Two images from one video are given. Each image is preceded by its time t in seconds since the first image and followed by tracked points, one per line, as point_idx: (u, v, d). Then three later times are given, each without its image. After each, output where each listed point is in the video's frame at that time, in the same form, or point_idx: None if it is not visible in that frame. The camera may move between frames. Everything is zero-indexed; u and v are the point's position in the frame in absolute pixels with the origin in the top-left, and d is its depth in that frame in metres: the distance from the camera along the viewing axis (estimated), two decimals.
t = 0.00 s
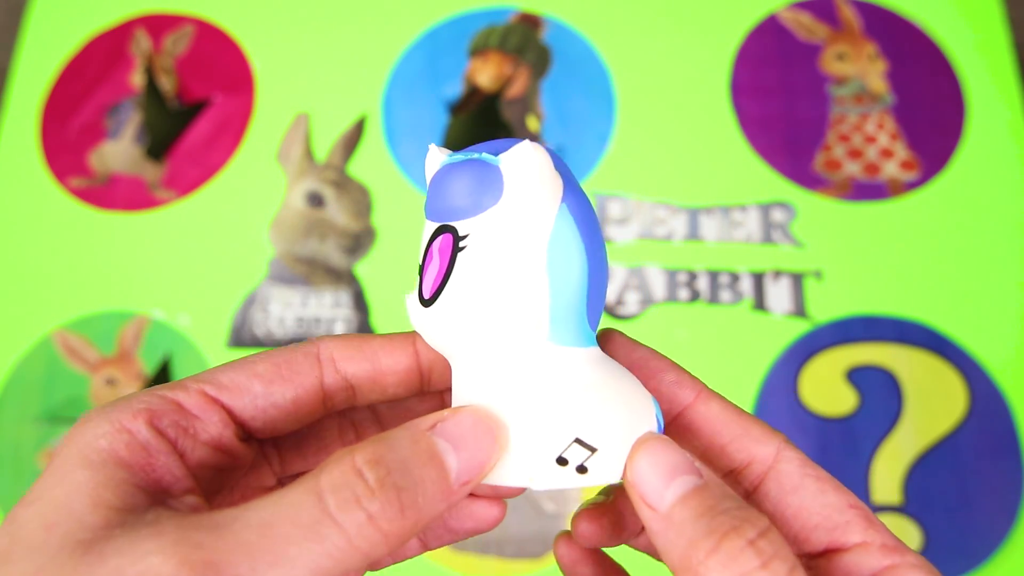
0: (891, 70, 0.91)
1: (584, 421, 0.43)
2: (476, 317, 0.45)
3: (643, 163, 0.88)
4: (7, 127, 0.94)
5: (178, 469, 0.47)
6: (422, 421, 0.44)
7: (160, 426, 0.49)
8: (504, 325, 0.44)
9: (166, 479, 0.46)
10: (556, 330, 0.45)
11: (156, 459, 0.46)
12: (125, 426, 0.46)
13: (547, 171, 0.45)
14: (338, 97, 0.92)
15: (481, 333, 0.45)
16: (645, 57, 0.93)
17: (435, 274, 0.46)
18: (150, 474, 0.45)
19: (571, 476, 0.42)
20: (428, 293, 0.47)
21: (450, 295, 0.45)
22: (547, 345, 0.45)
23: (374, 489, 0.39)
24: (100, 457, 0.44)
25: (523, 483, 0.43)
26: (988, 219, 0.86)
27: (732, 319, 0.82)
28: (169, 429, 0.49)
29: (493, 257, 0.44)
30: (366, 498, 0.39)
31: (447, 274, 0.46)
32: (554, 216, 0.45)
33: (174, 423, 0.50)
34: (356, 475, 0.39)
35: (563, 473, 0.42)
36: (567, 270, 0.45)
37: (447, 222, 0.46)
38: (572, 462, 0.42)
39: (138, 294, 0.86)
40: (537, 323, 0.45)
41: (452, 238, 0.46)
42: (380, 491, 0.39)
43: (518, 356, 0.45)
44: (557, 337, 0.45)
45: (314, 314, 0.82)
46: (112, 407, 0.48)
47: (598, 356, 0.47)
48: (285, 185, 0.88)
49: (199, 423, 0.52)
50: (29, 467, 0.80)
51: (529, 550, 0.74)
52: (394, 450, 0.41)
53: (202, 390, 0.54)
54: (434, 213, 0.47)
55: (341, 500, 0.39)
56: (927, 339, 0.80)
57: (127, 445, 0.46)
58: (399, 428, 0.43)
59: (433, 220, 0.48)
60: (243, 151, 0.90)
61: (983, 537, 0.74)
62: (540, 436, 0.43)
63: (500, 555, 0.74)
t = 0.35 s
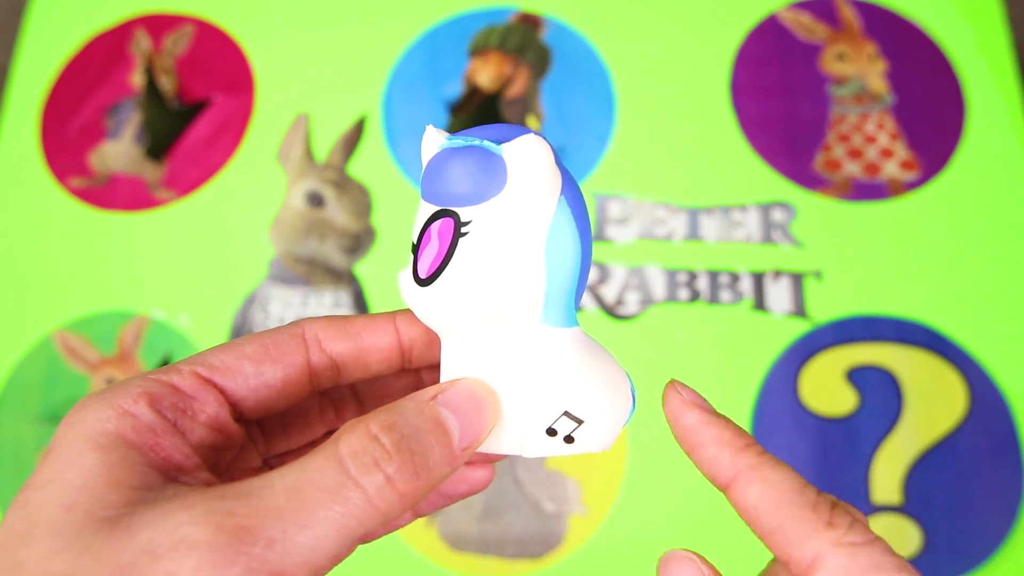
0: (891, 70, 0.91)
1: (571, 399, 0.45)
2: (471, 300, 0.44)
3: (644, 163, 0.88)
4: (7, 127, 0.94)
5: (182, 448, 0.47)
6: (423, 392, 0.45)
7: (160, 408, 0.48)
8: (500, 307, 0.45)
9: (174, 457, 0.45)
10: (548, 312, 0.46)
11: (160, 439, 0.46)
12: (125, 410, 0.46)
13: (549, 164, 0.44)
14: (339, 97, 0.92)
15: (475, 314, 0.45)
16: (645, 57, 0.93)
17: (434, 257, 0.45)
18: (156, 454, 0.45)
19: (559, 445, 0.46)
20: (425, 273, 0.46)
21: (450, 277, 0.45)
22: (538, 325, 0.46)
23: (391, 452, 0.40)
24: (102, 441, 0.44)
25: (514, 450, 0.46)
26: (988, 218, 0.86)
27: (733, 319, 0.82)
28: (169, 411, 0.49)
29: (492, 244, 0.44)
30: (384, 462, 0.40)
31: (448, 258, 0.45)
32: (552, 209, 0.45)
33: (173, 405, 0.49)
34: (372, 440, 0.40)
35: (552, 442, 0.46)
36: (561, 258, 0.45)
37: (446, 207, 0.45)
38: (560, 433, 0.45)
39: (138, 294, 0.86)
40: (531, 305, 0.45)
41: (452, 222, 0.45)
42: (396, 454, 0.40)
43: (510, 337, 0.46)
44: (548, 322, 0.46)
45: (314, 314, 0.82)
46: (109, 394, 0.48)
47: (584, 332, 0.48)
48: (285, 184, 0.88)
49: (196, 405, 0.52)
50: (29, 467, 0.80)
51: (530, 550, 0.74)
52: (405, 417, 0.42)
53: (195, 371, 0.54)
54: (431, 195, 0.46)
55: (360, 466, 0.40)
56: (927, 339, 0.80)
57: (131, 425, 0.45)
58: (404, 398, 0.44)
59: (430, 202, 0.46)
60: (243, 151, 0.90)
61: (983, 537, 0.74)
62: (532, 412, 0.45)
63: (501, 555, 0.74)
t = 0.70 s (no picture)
0: (891, 70, 0.91)
1: (581, 390, 0.45)
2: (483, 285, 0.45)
3: (644, 162, 0.88)
4: (7, 128, 0.94)
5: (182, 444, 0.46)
6: (426, 384, 0.45)
7: (162, 404, 0.48)
8: (509, 294, 0.45)
9: (174, 453, 0.46)
10: (559, 300, 0.47)
11: (161, 435, 0.46)
12: (126, 404, 0.46)
13: (563, 151, 0.45)
14: (339, 97, 0.92)
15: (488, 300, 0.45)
16: (645, 57, 0.93)
17: (445, 242, 0.46)
18: (156, 449, 0.45)
19: (569, 439, 0.45)
20: (435, 260, 0.47)
21: (460, 260, 0.45)
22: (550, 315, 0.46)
23: (391, 445, 0.40)
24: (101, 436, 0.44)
25: (521, 444, 0.45)
26: (988, 218, 0.86)
27: (732, 319, 0.82)
28: (171, 406, 0.49)
29: (504, 229, 0.44)
30: (383, 454, 0.40)
31: (459, 241, 0.45)
32: (565, 193, 0.46)
33: (176, 401, 0.50)
34: (371, 433, 0.40)
35: (562, 436, 0.45)
36: (575, 245, 0.46)
37: (459, 192, 0.46)
38: (569, 426, 0.45)
39: (138, 294, 0.86)
40: (543, 293, 0.46)
41: (465, 207, 0.46)
42: (395, 446, 0.40)
43: (521, 326, 0.46)
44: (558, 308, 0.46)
45: (314, 314, 0.82)
46: (111, 388, 0.48)
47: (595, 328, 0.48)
48: (285, 185, 0.88)
49: (199, 401, 0.52)
50: (29, 467, 0.80)
51: (529, 550, 0.74)
52: (406, 408, 0.42)
53: (199, 367, 0.54)
54: (446, 181, 0.47)
55: (357, 459, 0.39)
56: (928, 339, 0.80)
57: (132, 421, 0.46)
58: (406, 390, 0.44)
59: (444, 188, 0.48)
60: (243, 151, 0.90)
61: (983, 537, 0.74)
62: (543, 402, 0.45)
63: (500, 555, 0.74)
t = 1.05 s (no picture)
0: (891, 70, 0.91)
1: (574, 376, 0.45)
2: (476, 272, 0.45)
3: (644, 162, 0.88)
4: (8, 128, 0.94)
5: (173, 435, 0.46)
6: (418, 373, 0.44)
7: (154, 395, 0.48)
8: (501, 280, 0.45)
9: (165, 445, 0.46)
10: (553, 287, 0.46)
11: (152, 426, 0.46)
12: (119, 396, 0.46)
13: (553, 137, 0.45)
14: (339, 97, 0.92)
15: (481, 288, 0.46)
16: (645, 57, 0.93)
17: (437, 231, 0.47)
18: (146, 439, 0.45)
19: (564, 425, 0.45)
20: (428, 249, 0.47)
21: (450, 250, 0.46)
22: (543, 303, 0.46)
23: (381, 434, 0.40)
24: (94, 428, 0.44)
25: (517, 432, 0.45)
26: (988, 218, 0.86)
27: (733, 319, 0.82)
28: (163, 398, 0.49)
29: (496, 217, 0.45)
30: (374, 445, 0.39)
31: (451, 227, 0.46)
32: (555, 180, 0.45)
33: (167, 393, 0.50)
34: (361, 422, 0.40)
35: (558, 422, 0.45)
36: (567, 232, 0.46)
37: (450, 180, 0.47)
38: (564, 412, 0.45)
39: (138, 294, 0.86)
40: (535, 280, 0.46)
41: (456, 193, 0.46)
42: (386, 436, 0.40)
43: (513, 314, 0.46)
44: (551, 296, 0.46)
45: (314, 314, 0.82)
46: (104, 379, 0.48)
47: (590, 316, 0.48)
48: (285, 185, 0.88)
49: (191, 393, 0.52)
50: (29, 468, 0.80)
51: (530, 550, 0.74)
52: (397, 398, 0.42)
53: (191, 359, 0.54)
54: (438, 170, 0.48)
55: (347, 449, 0.39)
56: (928, 339, 0.80)
57: (125, 413, 0.46)
58: (398, 379, 0.43)
59: (436, 177, 0.48)
60: (243, 151, 0.90)
61: (983, 537, 0.74)
62: (536, 389, 0.45)
63: (500, 555, 0.74)
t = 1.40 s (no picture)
0: (891, 70, 0.91)
1: (566, 368, 0.43)
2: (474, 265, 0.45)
3: (644, 162, 0.88)
4: (7, 128, 0.94)
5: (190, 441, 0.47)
6: (411, 368, 0.45)
7: (174, 398, 0.49)
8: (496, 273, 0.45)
9: (180, 447, 0.46)
10: (548, 281, 0.45)
11: (172, 429, 0.46)
12: (140, 395, 0.47)
13: (548, 136, 0.45)
14: (339, 97, 0.92)
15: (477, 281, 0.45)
16: (645, 57, 0.93)
17: (443, 236, 0.48)
18: (165, 442, 0.45)
19: (549, 416, 0.43)
20: (436, 254, 0.48)
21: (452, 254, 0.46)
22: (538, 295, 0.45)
23: (378, 424, 0.40)
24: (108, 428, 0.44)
25: (501, 421, 0.43)
26: (987, 218, 0.86)
27: (733, 319, 0.82)
28: (183, 401, 0.49)
29: (492, 213, 0.45)
30: (370, 434, 0.40)
31: (455, 230, 0.46)
32: (549, 173, 0.45)
33: (189, 397, 0.50)
34: (358, 413, 0.40)
35: (542, 411, 0.43)
36: (559, 223, 0.44)
37: (457, 188, 0.48)
38: (550, 401, 0.43)
39: (138, 294, 0.86)
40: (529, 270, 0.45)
41: (460, 200, 0.47)
42: (382, 426, 0.40)
43: (509, 309, 0.45)
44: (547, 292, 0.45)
45: (314, 314, 0.82)
46: (131, 379, 0.48)
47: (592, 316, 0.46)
48: (285, 184, 0.88)
49: (212, 400, 0.52)
50: (28, 467, 0.80)
51: (529, 550, 0.74)
52: (392, 391, 0.42)
53: (218, 368, 0.54)
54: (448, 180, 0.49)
55: (343, 439, 0.39)
56: (928, 339, 0.80)
57: (143, 415, 0.46)
58: (394, 374, 0.44)
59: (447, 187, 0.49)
60: (243, 150, 0.90)
61: (983, 537, 0.74)
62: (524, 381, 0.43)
63: (500, 555, 0.74)
